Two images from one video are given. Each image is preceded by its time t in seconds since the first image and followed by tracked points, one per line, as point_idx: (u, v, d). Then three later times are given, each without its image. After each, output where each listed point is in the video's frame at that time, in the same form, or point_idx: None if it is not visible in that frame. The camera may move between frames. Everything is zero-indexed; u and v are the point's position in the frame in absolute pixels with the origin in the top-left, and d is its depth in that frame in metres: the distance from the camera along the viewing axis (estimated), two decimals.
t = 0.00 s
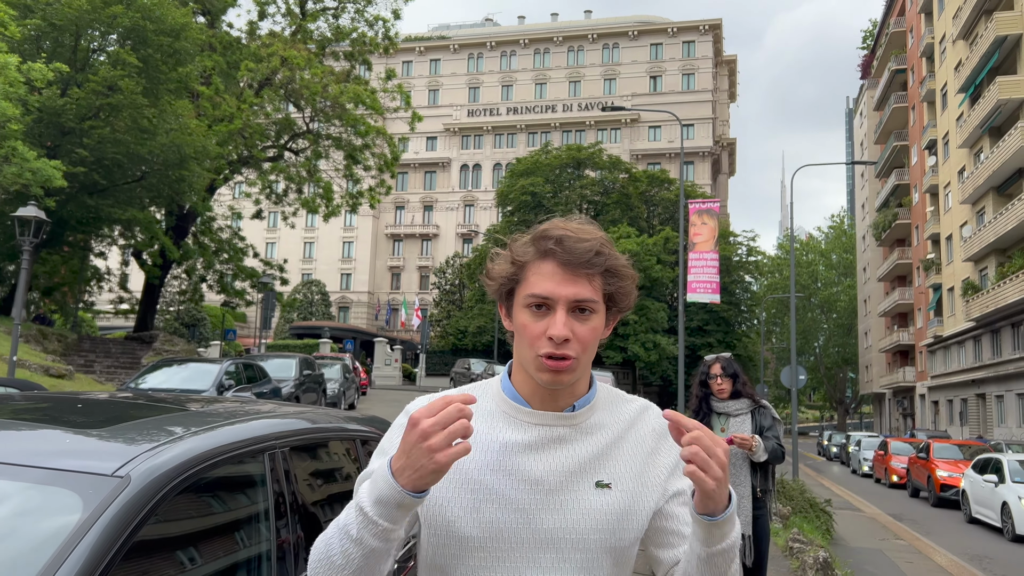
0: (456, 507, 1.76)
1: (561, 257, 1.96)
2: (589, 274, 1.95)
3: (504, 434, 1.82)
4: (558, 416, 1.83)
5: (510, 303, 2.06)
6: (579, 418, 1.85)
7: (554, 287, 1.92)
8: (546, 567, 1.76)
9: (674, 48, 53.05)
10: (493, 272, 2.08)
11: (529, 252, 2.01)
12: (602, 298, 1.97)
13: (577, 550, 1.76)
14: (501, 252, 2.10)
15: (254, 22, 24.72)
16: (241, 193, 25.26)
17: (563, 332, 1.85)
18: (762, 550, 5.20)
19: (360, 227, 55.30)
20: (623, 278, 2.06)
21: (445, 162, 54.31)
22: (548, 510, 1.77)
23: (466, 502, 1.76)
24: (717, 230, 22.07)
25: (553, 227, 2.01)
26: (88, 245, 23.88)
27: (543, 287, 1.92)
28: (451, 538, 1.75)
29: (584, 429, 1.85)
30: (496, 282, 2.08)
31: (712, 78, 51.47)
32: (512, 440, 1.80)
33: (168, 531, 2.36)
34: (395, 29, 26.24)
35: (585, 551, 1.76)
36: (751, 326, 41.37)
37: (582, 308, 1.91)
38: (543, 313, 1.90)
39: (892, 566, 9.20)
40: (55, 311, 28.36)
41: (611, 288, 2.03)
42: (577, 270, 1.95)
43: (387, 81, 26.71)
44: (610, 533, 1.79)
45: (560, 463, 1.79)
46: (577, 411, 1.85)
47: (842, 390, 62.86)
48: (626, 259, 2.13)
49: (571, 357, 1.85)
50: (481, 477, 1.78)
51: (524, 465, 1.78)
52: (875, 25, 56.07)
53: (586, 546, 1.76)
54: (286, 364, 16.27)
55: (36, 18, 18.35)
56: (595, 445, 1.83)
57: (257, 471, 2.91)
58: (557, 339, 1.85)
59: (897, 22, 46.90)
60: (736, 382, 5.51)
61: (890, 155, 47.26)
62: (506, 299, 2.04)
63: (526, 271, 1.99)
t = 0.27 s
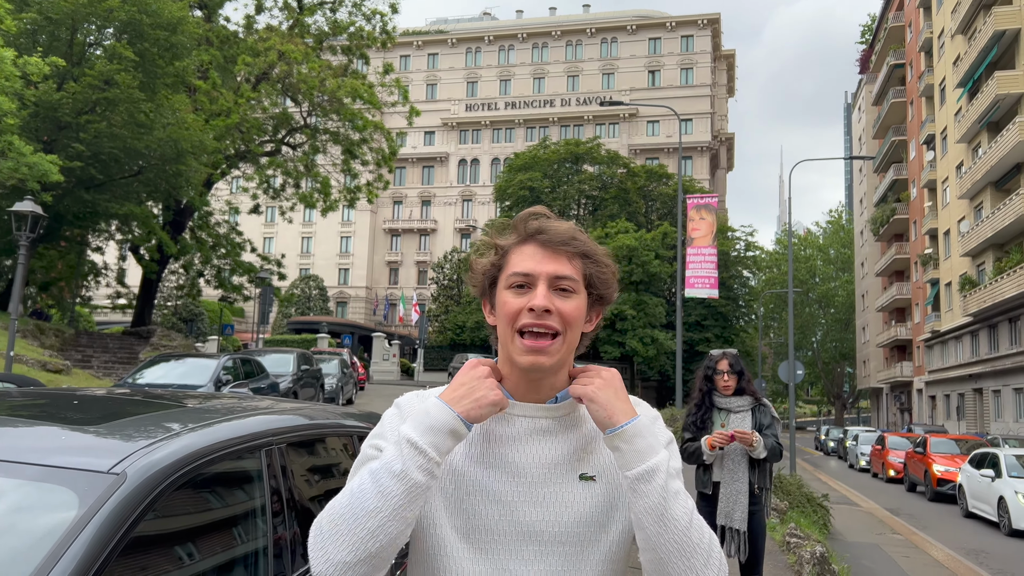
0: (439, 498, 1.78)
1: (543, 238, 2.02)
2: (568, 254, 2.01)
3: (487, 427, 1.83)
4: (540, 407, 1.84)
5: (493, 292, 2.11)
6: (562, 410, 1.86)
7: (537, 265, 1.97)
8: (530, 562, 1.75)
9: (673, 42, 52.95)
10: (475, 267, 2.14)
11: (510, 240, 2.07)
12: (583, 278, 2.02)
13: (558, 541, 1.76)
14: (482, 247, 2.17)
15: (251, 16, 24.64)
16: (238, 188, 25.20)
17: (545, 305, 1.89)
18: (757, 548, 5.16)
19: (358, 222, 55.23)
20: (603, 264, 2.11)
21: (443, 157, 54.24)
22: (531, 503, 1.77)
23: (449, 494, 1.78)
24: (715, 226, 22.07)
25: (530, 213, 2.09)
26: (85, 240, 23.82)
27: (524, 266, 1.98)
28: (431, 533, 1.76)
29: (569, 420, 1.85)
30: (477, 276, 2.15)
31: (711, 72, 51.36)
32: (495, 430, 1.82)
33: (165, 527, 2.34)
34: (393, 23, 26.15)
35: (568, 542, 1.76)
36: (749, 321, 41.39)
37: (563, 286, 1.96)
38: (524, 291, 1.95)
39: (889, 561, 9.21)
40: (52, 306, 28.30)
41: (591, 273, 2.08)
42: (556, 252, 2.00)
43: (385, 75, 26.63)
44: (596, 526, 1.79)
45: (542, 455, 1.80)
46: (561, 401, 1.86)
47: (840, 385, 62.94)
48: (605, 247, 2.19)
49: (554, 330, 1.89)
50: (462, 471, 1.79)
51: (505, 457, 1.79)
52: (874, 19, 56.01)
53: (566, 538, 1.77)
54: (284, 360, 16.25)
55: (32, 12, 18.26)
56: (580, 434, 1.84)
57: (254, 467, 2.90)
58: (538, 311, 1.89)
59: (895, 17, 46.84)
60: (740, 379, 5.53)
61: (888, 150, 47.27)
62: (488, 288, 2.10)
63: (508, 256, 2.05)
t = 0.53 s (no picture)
0: (415, 495, 1.78)
1: (515, 217, 2.07)
2: (540, 233, 2.05)
3: (465, 418, 1.85)
4: (518, 396, 1.86)
5: (465, 277, 2.15)
6: (541, 398, 1.88)
7: (508, 245, 2.00)
8: (511, 554, 1.76)
9: (669, 31, 52.76)
10: (446, 252, 2.18)
11: (481, 223, 2.12)
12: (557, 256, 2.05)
13: (538, 534, 1.77)
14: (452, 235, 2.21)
15: (246, 4, 24.49)
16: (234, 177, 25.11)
17: (518, 282, 1.91)
18: (751, 539, 5.13)
19: (354, 212, 55.12)
20: (576, 243, 2.15)
21: (439, 146, 54.10)
22: (510, 494, 1.78)
23: (427, 489, 1.78)
24: (711, 215, 22.06)
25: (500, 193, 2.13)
26: (80, 230, 23.71)
27: (497, 247, 2.00)
28: (410, 530, 1.76)
29: (548, 410, 1.87)
30: (448, 259, 2.19)
31: (707, 62, 51.26)
32: (473, 425, 1.83)
33: (158, 517, 2.34)
34: (388, 12, 26.03)
35: (547, 533, 1.77)
36: (745, 310, 41.43)
37: (536, 265, 1.98)
38: (498, 271, 1.97)
39: (884, 549, 9.26)
40: (47, 296, 28.21)
41: (564, 252, 2.12)
42: (527, 230, 2.04)
43: (380, 64, 26.54)
44: (579, 515, 1.79)
45: (521, 446, 1.81)
46: (538, 391, 1.89)
47: (835, 374, 63.08)
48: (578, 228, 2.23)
49: (529, 310, 1.91)
50: (439, 463, 1.79)
51: (483, 449, 1.80)
52: (870, 8, 55.89)
53: (547, 531, 1.77)
54: (280, 350, 16.23)
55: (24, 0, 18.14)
56: (559, 427, 1.85)
57: (249, 457, 2.90)
58: (512, 288, 1.91)
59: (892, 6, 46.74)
60: (750, 374, 5.63)
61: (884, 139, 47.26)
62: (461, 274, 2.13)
63: (479, 238, 2.09)
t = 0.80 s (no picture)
0: (401, 511, 1.77)
1: (495, 211, 2.07)
2: (523, 229, 2.04)
3: (451, 425, 1.84)
4: (505, 403, 1.85)
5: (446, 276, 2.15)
6: (529, 403, 1.87)
7: (489, 242, 2.00)
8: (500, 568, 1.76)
9: (668, 25, 52.67)
10: (429, 249, 2.19)
11: (460, 217, 2.12)
12: (542, 254, 2.04)
13: (528, 542, 1.76)
14: (435, 226, 2.21)
15: None
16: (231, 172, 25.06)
17: (499, 286, 1.92)
18: (753, 535, 5.18)
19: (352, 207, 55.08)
20: (563, 237, 2.13)
21: (437, 141, 54.05)
22: (498, 508, 1.77)
23: (413, 504, 1.77)
24: (709, 210, 22.07)
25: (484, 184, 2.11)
26: (78, 225, 23.66)
27: (478, 244, 2.00)
28: (400, 543, 1.76)
29: (537, 412, 1.86)
30: (429, 258, 2.21)
31: (706, 56, 51.15)
32: (458, 433, 1.81)
33: (156, 513, 2.33)
34: (385, 6, 25.99)
35: (535, 546, 1.77)
36: (743, 305, 41.47)
37: (519, 265, 1.98)
38: (480, 272, 1.98)
39: (880, 542, 9.30)
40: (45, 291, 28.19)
41: (551, 248, 2.10)
42: (511, 225, 2.03)
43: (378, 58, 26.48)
44: (569, 529, 1.79)
45: (508, 456, 1.80)
46: (525, 395, 1.88)
47: (833, 368, 63.20)
48: (566, 221, 2.21)
49: (511, 314, 1.92)
50: (424, 475, 1.79)
51: (468, 459, 1.79)
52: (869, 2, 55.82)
53: (537, 540, 1.77)
54: (278, 344, 16.23)
55: None
56: (548, 435, 1.84)
57: (247, 452, 2.89)
58: (493, 292, 1.92)
59: None
60: (747, 367, 5.59)
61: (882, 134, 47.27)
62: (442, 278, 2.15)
63: (459, 234, 2.09)
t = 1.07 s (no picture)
0: (397, 518, 1.78)
1: (478, 203, 2.06)
2: (507, 222, 2.02)
3: (446, 430, 1.84)
4: (500, 407, 1.85)
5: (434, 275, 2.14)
6: (524, 405, 1.88)
7: (471, 237, 1.99)
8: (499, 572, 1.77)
9: (667, 20, 52.57)
10: (416, 249, 2.19)
11: (443, 212, 2.11)
12: (529, 246, 2.03)
13: (525, 551, 1.77)
14: (421, 225, 2.20)
15: None
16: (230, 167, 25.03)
17: (481, 282, 1.90)
18: (754, 530, 5.18)
19: (351, 202, 55.02)
20: (552, 228, 2.11)
21: (436, 136, 53.99)
22: (496, 513, 1.78)
23: (411, 512, 1.78)
24: (708, 205, 22.05)
25: (465, 180, 2.10)
26: (76, 220, 23.61)
27: (459, 239, 1.99)
28: (396, 551, 1.76)
29: (533, 417, 1.87)
30: (417, 256, 2.21)
31: (704, 50, 51.07)
32: (454, 440, 1.82)
33: (156, 508, 2.33)
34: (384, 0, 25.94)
35: (533, 552, 1.78)
36: (741, 300, 41.48)
37: (503, 259, 1.97)
38: (462, 269, 1.97)
39: (879, 537, 9.32)
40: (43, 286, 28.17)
41: (539, 240, 2.08)
42: (494, 220, 2.02)
43: (376, 53, 26.40)
44: (566, 532, 1.80)
45: (505, 462, 1.81)
46: (521, 397, 1.88)
47: (831, 363, 63.27)
48: (555, 213, 2.19)
49: (497, 310, 1.90)
50: (422, 481, 1.80)
51: (465, 465, 1.79)
52: None
53: (533, 547, 1.78)
54: (277, 340, 16.22)
55: None
56: (544, 438, 1.85)
57: (245, 448, 2.89)
58: (475, 289, 1.90)
59: None
60: (745, 361, 5.59)
61: (881, 128, 47.25)
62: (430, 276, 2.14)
63: (444, 231, 2.07)
